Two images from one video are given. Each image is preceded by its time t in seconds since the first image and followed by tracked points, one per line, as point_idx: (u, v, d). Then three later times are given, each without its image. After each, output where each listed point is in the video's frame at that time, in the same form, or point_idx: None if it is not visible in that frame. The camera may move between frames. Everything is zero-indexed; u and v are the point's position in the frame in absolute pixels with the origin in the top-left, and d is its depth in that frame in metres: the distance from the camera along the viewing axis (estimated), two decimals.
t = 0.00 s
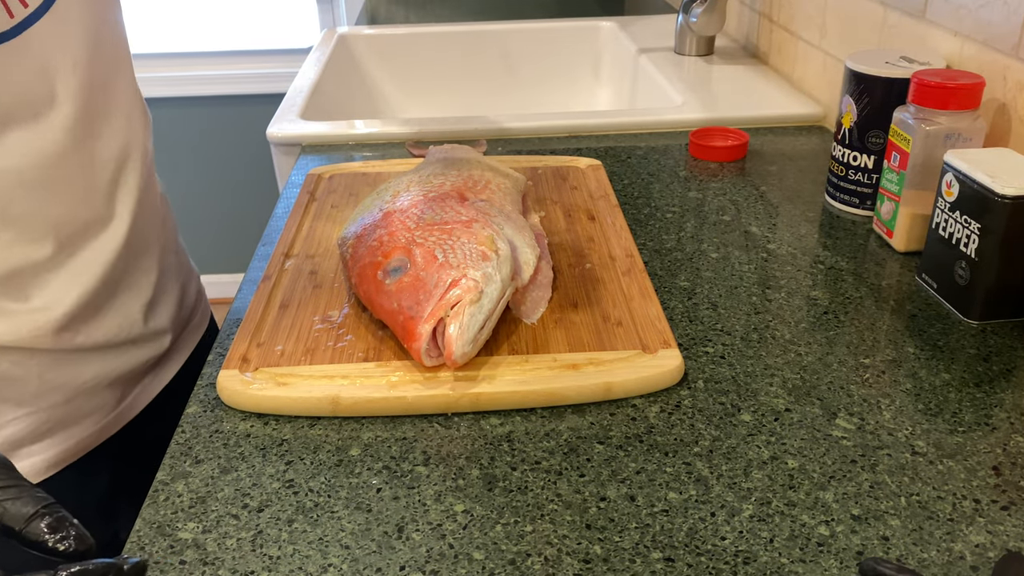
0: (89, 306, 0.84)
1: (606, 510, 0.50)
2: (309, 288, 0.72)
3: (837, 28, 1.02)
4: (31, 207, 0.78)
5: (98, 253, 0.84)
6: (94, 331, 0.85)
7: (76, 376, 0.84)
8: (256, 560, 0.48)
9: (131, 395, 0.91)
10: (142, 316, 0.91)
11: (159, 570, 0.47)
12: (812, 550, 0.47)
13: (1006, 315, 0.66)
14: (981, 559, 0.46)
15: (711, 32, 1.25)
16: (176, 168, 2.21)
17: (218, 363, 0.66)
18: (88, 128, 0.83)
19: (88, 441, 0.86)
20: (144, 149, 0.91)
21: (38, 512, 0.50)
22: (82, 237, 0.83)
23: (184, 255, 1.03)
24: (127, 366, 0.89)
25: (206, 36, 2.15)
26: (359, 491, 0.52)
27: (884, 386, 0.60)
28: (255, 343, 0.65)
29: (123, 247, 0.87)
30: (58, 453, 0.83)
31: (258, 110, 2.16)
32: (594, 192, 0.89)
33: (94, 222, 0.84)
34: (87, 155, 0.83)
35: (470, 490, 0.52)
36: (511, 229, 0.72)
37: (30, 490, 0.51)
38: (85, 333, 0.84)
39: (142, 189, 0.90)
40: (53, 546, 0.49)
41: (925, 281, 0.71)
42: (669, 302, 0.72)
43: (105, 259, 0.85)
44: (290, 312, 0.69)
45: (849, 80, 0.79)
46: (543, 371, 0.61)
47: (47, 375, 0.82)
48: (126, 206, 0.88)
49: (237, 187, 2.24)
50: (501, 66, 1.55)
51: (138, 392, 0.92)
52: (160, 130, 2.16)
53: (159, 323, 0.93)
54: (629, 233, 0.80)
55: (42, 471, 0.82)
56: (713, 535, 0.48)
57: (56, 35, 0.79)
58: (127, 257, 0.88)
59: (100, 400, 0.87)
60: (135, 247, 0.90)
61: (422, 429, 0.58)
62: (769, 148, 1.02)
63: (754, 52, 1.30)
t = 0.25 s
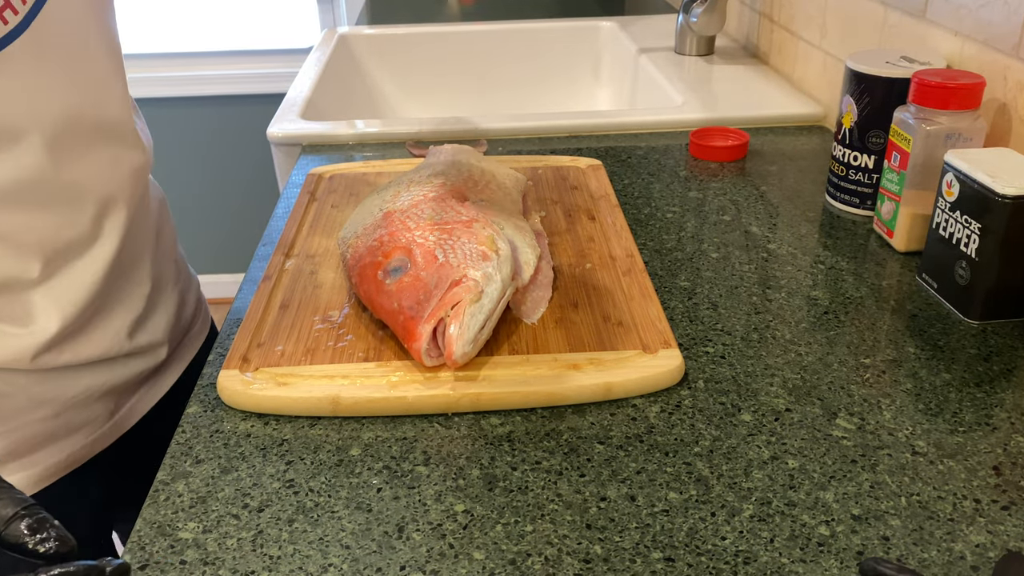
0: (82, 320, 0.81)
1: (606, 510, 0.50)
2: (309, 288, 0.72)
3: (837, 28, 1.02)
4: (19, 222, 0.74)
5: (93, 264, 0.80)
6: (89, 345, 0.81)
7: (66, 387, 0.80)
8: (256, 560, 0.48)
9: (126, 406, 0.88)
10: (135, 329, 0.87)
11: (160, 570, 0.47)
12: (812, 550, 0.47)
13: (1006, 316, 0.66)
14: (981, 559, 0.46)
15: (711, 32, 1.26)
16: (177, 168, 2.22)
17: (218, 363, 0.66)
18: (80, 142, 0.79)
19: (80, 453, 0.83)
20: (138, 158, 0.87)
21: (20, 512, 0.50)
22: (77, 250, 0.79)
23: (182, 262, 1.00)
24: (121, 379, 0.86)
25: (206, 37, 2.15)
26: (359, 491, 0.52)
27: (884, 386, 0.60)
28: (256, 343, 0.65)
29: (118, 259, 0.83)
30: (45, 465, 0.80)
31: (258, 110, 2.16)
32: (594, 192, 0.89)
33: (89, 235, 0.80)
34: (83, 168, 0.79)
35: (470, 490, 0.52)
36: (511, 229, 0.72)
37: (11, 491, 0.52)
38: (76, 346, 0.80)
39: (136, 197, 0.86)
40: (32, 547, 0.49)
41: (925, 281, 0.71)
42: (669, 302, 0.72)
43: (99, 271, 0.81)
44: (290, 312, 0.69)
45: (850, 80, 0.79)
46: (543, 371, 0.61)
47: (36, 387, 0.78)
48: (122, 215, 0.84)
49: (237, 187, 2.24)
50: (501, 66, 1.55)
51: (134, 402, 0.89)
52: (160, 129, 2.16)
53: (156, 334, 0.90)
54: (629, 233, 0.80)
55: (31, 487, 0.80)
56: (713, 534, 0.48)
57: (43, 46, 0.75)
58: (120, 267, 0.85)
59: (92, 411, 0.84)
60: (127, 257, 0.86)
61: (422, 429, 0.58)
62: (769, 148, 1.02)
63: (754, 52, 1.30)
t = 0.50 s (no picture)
0: (81, 327, 0.80)
1: (607, 510, 0.50)
2: (309, 288, 0.72)
3: (837, 29, 1.02)
4: (8, 231, 0.73)
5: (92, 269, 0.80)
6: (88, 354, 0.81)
7: (64, 395, 0.80)
8: (256, 560, 0.48)
9: (126, 412, 0.88)
10: (133, 336, 0.86)
11: (160, 570, 0.47)
12: (813, 550, 0.47)
13: (1007, 316, 0.66)
14: (982, 559, 0.46)
15: (711, 32, 1.26)
16: (177, 168, 2.22)
17: (218, 363, 0.66)
18: (71, 153, 0.78)
19: (79, 458, 0.83)
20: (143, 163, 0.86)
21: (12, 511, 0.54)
22: (75, 258, 0.79)
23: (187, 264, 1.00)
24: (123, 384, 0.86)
25: (206, 36, 2.15)
26: (359, 492, 0.52)
27: (885, 386, 0.60)
28: (256, 343, 0.65)
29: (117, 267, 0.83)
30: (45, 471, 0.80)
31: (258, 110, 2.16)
32: (595, 192, 0.89)
33: (87, 243, 0.80)
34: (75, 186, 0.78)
35: (471, 490, 0.52)
36: (511, 229, 0.72)
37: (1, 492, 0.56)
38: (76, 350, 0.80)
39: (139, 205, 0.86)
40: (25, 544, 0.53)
41: (925, 281, 0.72)
42: (669, 302, 0.72)
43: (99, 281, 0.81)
44: (290, 312, 0.69)
45: (850, 80, 0.79)
46: (544, 371, 0.61)
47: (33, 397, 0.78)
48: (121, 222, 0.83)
49: (238, 187, 2.24)
50: (501, 66, 1.55)
51: (135, 409, 0.88)
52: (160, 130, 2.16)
53: (156, 340, 0.89)
54: (629, 233, 0.80)
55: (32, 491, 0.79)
56: (714, 535, 0.48)
57: (33, 59, 0.74)
58: (121, 270, 0.85)
59: (91, 418, 0.83)
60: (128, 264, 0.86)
61: (422, 429, 0.58)
62: (769, 148, 1.02)
63: (754, 52, 1.30)
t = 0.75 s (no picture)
0: (92, 322, 0.82)
1: (607, 510, 0.50)
2: (310, 288, 0.72)
3: (837, 29, 1.02)
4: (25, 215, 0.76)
5: (103, 263, 0.83)
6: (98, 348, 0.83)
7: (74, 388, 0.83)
8: (256, 560, 0.48)
9: (136, 406, 0.89)
10: (142, 328, 0.88)
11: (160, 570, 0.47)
12: (813, 550, 0.47)
13: (1007, 316, 0.66)
14: (982, 559, 0.46)
15: (712, 32, 1.25)
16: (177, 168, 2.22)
17: (218, 363, 0.66)
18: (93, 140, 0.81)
19: (91, 450, 0.85)
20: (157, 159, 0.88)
21: (79, 493, 0.55)
22: (85, 253, 0.82)
23: (191, 261, 1.01)
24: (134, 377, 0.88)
25: (206, 36, 2.15)
26: (359, 491, 0.52)
27: (885, 386, 0.60)
28: (256, 343, 0.65)
29: (128, 261, 0.85)
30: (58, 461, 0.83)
31: (258, 110, 2.16)
32: (595, 192, 0.89)
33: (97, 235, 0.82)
34: (82, 179, 0.80)
35: (471, 490, 0.52)
36: (512, 229, 0.72)
37: (71, 473, 0.57)
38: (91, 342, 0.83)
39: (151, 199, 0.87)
40: (94, 525, 0.52)
41: (925, 281, 0.72)
42: (669, 302, 0.72)
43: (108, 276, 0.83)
44: (291, 312, 0.69)
45: (850, 80, 0.79)
46: (544, 371, 0.61)
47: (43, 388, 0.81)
48: (133, 220, 0.85)
49: (238, 187, 2.24)
50: (502, 66, 1.55)
51: (143, 405, 0.90)
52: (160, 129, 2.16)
53: (163, 333, 0.90)
54: (629, 233, 0.80)
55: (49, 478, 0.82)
56: (714, 534, 0.48)
57: (56, 50, 0.77)
58: (133, 267, 0.87)
59: (101, 411, 0.86)
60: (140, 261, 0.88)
61: (422, 429, 0.58)
62: (770, 148, 1.02)
63: (755, 52, 1.30)
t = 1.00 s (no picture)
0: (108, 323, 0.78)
1: (607, 510, 0.50)
2: (309, 288, 0.72)
3: (837, 29, 1.02)
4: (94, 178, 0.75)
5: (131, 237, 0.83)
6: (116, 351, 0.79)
7: (99, 393, 0.78)
8: (256, 560, 0.48)
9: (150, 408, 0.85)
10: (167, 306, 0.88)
11: (160, 570, 0.47)
12: (813, 550, 0.47)
13: (1006, 316, 0.66)
14: (982, 559, 0.46)
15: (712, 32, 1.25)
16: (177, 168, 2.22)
17: (218, 363, 0.66)
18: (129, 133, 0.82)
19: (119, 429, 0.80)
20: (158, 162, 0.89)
21: (58, 472, 0.49)
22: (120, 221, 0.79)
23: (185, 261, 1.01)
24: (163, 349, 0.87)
25: (206, 37, 2.15)
26: (359, 492, 0.52)
27: (885, 386, 0.60)
28: (256, 343, 0.65)
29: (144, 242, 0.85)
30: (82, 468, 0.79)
31: (258, 110, 2.16)
32: (595, 192, 0.89)
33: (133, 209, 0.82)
34: (69, 189, 0.72)
35: (470, 490, 0.52)
36: (512, 229, 0.72)
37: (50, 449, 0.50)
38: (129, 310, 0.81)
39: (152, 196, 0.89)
40: (74, 505, 0.48)
41: (925, 281, 0.72)
42: (669, 302, 0.72)
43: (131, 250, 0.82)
44: (290, 312, 0.69)
45: (850, 80, 0.79)
46: (543, 371, 0.61)
47: (66, 397, 0.75)
48: (128, 220, 0.80)
49: (238, 187, 2.24)
50: (501, 67, 1.55)
51: (158, 406, 0.86)
52: (160, 130, 2.17)
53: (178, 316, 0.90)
54: (629, 232, 0.80)
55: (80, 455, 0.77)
56: (714, 534, 0.48)
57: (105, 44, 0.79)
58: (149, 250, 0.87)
59: (123, 415, 0.82)
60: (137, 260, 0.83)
61: (422, 429, 0.58)
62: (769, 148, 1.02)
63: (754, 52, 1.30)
